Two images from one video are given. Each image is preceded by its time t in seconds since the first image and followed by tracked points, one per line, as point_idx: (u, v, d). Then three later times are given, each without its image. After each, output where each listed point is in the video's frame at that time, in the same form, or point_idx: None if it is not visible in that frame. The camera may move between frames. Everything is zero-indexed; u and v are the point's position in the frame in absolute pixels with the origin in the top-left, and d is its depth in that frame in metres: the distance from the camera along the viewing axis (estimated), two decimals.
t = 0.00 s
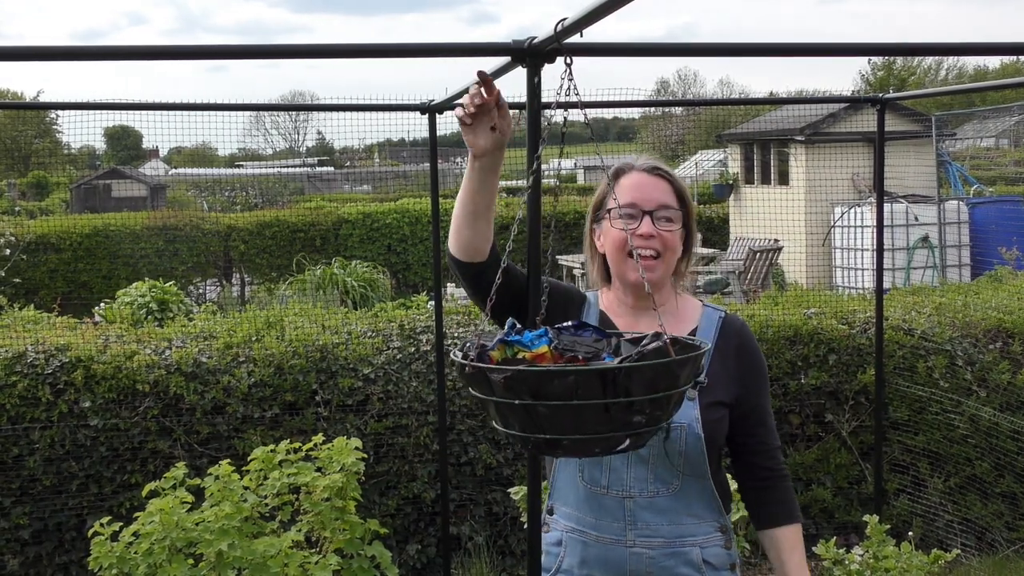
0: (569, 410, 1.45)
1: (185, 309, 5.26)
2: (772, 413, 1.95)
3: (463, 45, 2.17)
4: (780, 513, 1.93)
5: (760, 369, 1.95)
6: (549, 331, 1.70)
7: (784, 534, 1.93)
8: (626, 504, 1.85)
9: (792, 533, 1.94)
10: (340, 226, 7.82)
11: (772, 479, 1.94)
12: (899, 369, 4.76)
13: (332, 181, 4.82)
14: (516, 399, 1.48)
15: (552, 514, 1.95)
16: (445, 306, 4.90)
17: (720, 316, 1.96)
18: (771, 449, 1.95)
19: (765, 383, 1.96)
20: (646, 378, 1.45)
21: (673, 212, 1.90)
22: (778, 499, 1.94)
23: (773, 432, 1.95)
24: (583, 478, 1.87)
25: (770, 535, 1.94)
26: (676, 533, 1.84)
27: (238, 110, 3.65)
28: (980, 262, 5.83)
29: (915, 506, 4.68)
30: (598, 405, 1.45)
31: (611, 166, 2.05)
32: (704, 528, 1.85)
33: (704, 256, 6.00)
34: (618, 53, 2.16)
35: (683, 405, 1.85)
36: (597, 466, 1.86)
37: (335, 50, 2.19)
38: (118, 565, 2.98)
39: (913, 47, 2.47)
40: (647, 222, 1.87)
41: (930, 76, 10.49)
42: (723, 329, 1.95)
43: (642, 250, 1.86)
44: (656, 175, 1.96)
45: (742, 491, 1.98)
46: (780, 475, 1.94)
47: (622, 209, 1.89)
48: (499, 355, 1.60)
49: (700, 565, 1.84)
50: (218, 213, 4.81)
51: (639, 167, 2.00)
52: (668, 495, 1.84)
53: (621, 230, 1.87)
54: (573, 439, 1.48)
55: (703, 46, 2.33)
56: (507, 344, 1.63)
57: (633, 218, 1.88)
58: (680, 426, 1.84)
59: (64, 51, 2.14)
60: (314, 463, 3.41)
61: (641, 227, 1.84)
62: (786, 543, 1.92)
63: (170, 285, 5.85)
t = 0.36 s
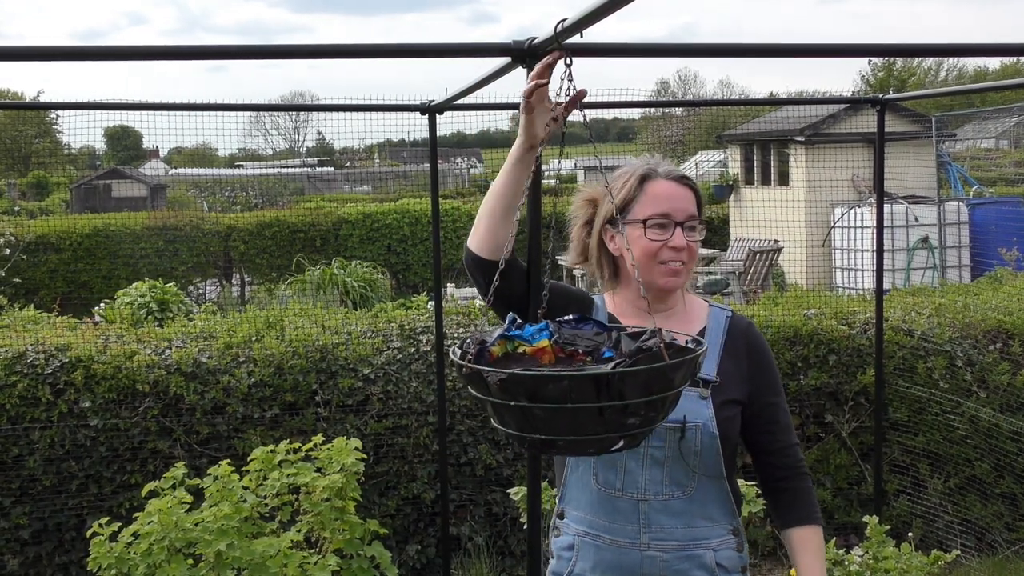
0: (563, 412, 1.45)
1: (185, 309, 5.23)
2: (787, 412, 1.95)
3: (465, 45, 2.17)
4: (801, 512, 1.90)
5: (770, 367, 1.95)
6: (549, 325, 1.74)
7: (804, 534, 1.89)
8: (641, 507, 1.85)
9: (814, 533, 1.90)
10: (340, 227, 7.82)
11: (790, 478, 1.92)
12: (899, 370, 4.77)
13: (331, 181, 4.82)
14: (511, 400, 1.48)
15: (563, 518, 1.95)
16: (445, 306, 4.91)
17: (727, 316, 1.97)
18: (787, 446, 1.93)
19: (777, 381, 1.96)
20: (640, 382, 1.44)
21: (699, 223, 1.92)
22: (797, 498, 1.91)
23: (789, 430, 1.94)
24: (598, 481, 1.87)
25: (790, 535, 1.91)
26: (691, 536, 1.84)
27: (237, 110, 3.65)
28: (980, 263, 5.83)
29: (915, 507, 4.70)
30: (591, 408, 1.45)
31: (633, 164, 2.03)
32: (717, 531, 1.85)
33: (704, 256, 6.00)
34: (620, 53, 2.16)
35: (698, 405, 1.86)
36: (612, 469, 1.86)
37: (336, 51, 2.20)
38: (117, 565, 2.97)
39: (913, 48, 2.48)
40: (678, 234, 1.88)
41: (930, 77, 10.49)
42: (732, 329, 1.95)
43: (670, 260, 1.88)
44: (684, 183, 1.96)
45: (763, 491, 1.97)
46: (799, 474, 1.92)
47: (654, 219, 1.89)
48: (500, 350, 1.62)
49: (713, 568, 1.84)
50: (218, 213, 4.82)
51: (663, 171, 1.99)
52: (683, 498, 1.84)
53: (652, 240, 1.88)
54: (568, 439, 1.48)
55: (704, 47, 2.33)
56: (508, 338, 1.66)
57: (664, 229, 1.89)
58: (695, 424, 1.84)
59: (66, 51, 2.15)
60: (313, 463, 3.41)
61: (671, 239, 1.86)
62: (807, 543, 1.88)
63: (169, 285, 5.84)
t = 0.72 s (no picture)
0: (546, 412, 1.45)
1: (185, 309, 5.23)
2: (790, 415, 1.95)
3: (465, 45, 2.18)
4: (794, 518, 1.89)
5: (774, 370, 1.95)
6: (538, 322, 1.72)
7: (795, 539, 1.88)
8: (647, 504, 1.85)
9: (805, 539, 1.88)
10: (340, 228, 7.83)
11: (788, 482, 1.92)
12: (900, 370, 4.77)
13: (331, 181, 4.82)
14: (495, 398, 1.48)
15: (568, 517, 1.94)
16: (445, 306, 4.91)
17: (736, 316, 1.95)
18: (786, 450, 1.93)
19: (780, 384, 1.95)
20: (624, 385, 1.43)
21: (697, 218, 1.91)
22: (792, 503, 1.90)
23: (789, 434, 1.94)
24: (603, 478, 1.87)
25: (780, 540, 1.90)
26: (697, 534, 1.84)
27: (237, 110, 3.65)
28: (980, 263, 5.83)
29: (914, 506, 4.68)
30: (575, 409, 1.45)
31: (632, 167, 2.04)
32: (723, 530, 1.85)
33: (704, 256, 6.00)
34: (620, 53, 2.16)
35: (704, 403, 1.86)
36: (618, 466, 1.86)
37: (337, 50, 2.20)
38: (117, 565, 2.97)
39: (913, 48, 2.48)
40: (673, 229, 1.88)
41: (930, 77, 10.51)
42: (739, 329, 1.94)
43: (666, 257, 1.88)
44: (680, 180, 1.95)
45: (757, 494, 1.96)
46: (795, 479, 1.92)
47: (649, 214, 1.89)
48: (489, 346, 1.64)
49: (720, 566, 1.83)
50: (218, 213, 4.74)
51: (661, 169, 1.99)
52: (688, 495, 1.85)
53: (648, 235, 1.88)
54: (550, 439, 1.48)
55: (703, 46, 2.34)
56: (498, 334, 1.67)
57: (659, 224, 1.88)
58: (701, 423, 1.84)
59: (66, 51, 2.15)
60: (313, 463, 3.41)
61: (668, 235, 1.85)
62: (797, 548, 1.87)
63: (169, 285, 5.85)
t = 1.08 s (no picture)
0: (543, 410, 1.46)
1: (185, 309, 5.23)
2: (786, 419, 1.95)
3: (465, 46, 2.18)
4: (786, 522, 1.91)
5: (771, 373, 1.95)
6: (538, 328, 1.72)
7: (785, 542, 1.91)
8: (642, 505, 1.85)
9: (796, 543, 1.91)
10: (339, 228, 7.84)
11: (781, 486, 1.93)
12: (898, 370, 4.74)
13: (331, 181, 4.83)
14: (492, 396, 1.49)
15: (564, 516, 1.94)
16: (445, 306, 4.91)
17: (734, 318, 1.94)
18: (779, 454, 1.94)
19: (777, 388, 1.95)
20: (621, 383, 1.44)
21: (664, 215, 1.88)
22: (784, 507, 1.92)
23: (784, 438, 1.94)
24: (600, 478, 1.87)
25: (773, 543, 1.92)
26: (691, 535, 1.84)
27: (237, 110, 3.65)
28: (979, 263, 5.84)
29: (914, 506, 4.66)
30: (571, 407, 1.45)
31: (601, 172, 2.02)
32: (717, 529, 1.86)
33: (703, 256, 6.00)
34: (620, 53, 2.16)
35: (701, 405, 1.86)
36: (613, 467, 1.86)
37: (336, 50, 2.20)
38: (117, 565, 2.98)
39: (912, 48, 2.48)
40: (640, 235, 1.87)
41: (930, 77, 10.50)
42: (737, 332, 1.94)
43: (640, 263, 1.89)
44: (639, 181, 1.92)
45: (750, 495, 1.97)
46: (788, 483, 1.93)
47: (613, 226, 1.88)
48: (487, 350, 1.66)
49: (714, 566, 1.84)
50: (218, 213, 4.73)
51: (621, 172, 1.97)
52: (683, 497, 1.85)
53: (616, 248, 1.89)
54: (548, 438, 1.48)
55: (702, 45, 2.34)
56: (497, 339, 1.69)
57: (625, 234, 1.88)
58: (697, 426, 1.84)
59: (67, 51, 2.16)
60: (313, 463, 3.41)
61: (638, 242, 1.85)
62: (788, 551, 1.91)
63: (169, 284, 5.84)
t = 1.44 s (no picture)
0: (556, 410, 1.46)
1: (185, 309, 5.22)
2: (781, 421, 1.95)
3: (465, 46, 2.18)
4: (776, 523, 1.92)
5: (769, 373, 1.95)
6: (549, 333, 1.72)
7: (774, 542, 1.92)
8: (641, 505, 1.85)
9: (784, 543, 1.92)
10: (339, 228, 7.84)
11: (773, 487, 1.93)
12: (898, 370, 4.73)
13: (331, 181, 4.83)
14: (504, 398, 1.49)
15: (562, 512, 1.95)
16: (445, 306, 4.91)
17: (732, 318, 1.96)
18: (773, 455, 1.94)
19: (774, 387, 1.95)
20: (633, 380, 1.44)
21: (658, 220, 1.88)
22: (774, 508, 1.93)
23: (778, 438, 1.94)
24: (599, 479, 1.87)
25: (762, 543, 1.93)
26: (689, 534, 1.85)
27: (237, 110, 3.66)
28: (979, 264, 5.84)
29: (913, 507, 4.65)
30: (584, 406, 1.45)
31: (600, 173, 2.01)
32: (714, 528, 1.86)
33: (703, 256, 6.00)
34: (620, 54, 2.17)
35: (700, 407, 1.87)
36: (612, 468, 1.86)
37: (336, 50, 2.20)
38: (117, 564, 2.98)
39: (912, 49, 2.48)
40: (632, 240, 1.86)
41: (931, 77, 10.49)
42: (734, 331, 1.94)
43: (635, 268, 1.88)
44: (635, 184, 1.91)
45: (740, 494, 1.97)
46: (780, 484, 1.94)
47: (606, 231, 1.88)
48: (500, 355, 1.61)
49: (711, 564, 1.85)
50: (218, 213, 4.67)
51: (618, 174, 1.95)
52: (682, 497, 1.85)
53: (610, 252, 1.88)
54: (562, 439, 1.48)
55: (703, 45, 2.34)
56: (508, 345, 1.65)
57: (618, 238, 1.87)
58: (697, 428, 1.85)
59: (66, 51, 2.16)
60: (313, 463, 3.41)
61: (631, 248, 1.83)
62: (775, 550, 1.92)
63: (169, 284, 5.84)
